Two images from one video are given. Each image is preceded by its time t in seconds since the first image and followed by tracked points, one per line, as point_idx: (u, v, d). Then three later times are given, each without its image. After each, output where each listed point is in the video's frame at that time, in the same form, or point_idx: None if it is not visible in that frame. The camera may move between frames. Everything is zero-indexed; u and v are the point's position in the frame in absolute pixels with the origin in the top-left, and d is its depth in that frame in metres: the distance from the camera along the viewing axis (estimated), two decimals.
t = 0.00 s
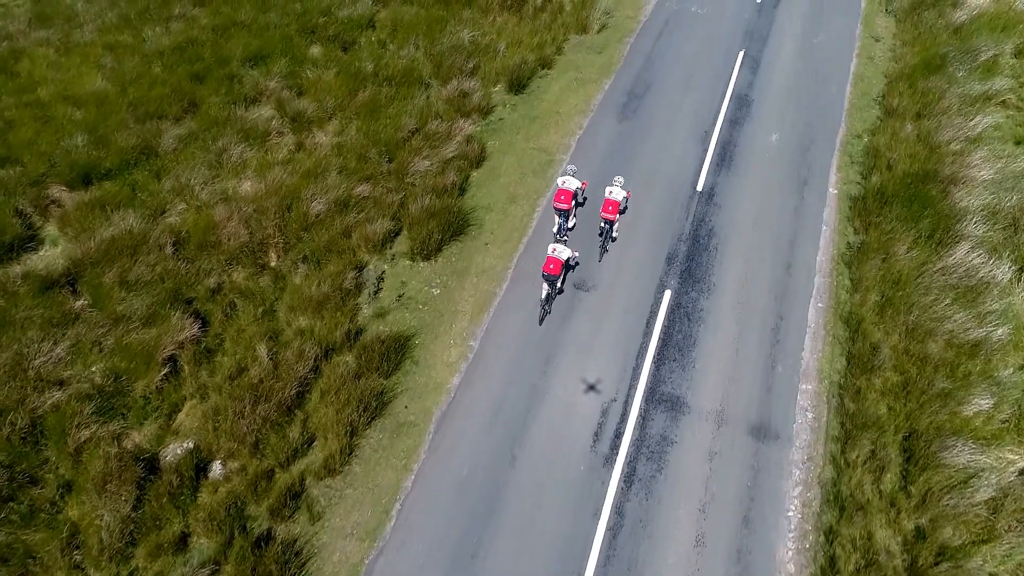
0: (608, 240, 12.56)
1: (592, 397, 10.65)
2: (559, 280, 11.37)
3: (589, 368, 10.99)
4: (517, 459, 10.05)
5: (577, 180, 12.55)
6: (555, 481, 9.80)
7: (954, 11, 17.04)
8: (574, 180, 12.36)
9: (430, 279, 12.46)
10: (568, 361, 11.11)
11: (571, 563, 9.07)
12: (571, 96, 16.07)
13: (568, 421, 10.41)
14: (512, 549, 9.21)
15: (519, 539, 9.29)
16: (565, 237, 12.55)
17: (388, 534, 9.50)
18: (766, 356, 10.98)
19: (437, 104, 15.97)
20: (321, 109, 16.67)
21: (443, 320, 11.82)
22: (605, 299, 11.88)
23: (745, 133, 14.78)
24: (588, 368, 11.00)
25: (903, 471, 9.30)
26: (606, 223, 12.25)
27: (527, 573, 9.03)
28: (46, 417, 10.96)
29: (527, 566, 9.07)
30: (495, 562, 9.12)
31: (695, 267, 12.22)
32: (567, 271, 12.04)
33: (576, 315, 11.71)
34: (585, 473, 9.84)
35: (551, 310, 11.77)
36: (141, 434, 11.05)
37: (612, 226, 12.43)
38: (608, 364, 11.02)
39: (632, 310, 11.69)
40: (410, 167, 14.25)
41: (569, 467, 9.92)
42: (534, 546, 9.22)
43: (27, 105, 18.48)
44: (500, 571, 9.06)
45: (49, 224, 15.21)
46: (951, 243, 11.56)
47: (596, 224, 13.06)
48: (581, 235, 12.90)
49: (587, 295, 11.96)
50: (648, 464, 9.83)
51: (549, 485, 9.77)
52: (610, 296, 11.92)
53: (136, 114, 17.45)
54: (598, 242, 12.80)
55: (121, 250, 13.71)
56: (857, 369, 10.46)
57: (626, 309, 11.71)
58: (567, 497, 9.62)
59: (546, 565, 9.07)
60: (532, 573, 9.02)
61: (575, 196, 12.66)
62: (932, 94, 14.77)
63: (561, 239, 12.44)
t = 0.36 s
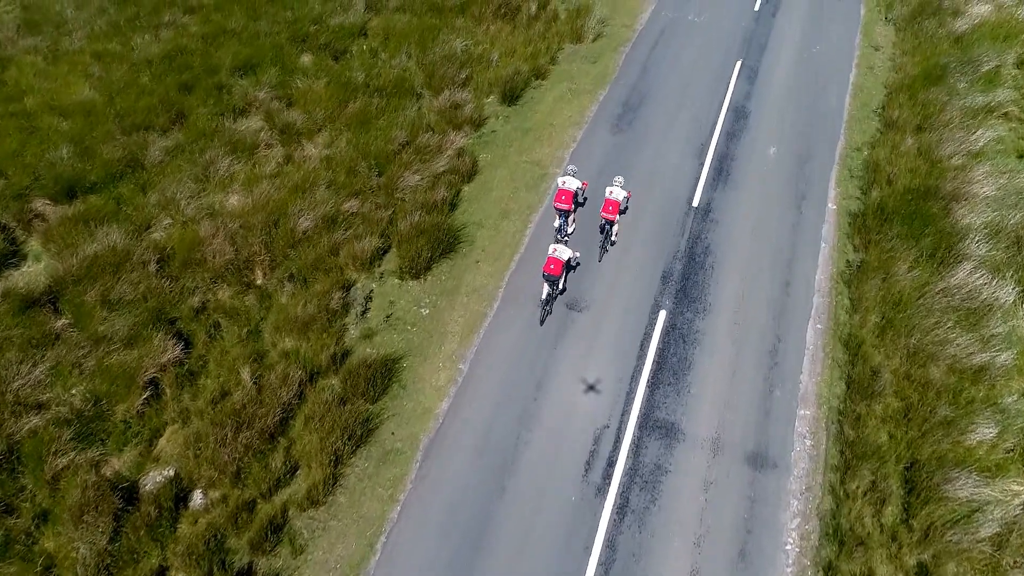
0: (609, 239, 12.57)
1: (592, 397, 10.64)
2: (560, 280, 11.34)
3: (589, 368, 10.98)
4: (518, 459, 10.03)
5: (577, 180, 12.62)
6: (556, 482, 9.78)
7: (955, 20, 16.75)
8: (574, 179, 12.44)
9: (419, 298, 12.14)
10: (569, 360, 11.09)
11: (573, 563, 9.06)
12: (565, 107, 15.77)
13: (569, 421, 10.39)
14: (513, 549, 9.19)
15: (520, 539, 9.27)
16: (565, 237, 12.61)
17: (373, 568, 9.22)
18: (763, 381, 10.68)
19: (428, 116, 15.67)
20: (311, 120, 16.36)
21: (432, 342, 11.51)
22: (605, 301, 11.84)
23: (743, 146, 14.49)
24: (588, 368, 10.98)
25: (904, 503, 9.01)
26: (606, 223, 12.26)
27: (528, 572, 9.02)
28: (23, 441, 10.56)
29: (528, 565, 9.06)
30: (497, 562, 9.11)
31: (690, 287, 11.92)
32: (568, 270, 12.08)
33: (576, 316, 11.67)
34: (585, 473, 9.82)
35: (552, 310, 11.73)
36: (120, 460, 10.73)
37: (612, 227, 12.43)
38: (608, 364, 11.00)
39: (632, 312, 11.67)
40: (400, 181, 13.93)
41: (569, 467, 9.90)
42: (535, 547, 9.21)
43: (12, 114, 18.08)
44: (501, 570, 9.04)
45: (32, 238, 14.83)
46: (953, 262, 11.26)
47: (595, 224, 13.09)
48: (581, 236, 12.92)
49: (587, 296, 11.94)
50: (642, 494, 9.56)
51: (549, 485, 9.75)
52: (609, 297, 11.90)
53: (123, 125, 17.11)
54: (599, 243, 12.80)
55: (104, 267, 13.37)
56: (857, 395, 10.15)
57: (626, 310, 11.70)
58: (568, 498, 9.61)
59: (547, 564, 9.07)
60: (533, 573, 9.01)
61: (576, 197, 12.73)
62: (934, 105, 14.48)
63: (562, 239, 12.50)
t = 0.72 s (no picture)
0: (609, 239, 12.51)
1: (591, 397, 10.64)
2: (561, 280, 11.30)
3: (589, 368, 10.97)
4: (518, 459, 10.02)
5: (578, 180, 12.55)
6: (556, 481, 9.78)
7: (955, 30, 16.44)
8: (575, 179, 12.39)
9: (407, 321, 11.79)
10: (569, 360, 11.08)
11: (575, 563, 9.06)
12: (558, 120, 15.46)
13: (569, 421, 10.39)
14: (514, 548, 9.20)
15: (522, 538, 9.28)
16: (566, 238, 12.67)
17: None
18: (760, 409, 10.36)
19: (418, 130, 15.35)
20: (299, 133, 16.02)
21: (419, 368, 11.17)
22: (605, 303, 11.79)
23: (739, 161, 14.16)
24: (588, 368, 10.97)
25: (906, 541, 8.70)
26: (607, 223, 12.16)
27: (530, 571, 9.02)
28: None
29: (530, 564, 9.07)
30: (498, 560, 9.12)
31: (685, 310, 11.58)
32: (569, 270, 12.06)
33: (576, 316, 11.66)
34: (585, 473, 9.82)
35: (553, 310, 11.71)
36: (96, 492, 10.36)
37: (613, 227, 12.36)
38: (607, 364, 11.00)
39: (634, 313, 11.61)
40: (388, 198, 13.60)
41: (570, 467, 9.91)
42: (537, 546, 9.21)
43: None
44: (503, 570, 9.05)
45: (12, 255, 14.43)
46: (955, 285, 10.93)
47: (596, 224, 13.05)
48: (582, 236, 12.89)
49: (587, 297, 11.90)
50: (634, 529, 9.27)
51: (550, 484, 9.75)
52: (609, 297, 11.87)
53: (108, 137, 16.74)
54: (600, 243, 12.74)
55: (84, 287, 12.97)
56: (857, 425, 9.83)
57: (627, 310, 11.68)
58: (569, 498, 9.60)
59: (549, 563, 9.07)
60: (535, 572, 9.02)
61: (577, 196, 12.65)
62: (935, 119, 14.16)
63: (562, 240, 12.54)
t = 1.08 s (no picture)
0: (610, 239, 12.46)
1: (590, 397, 10.60)
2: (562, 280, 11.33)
3: (589, 368, 10.91)
4: (518, 460, 9.97)
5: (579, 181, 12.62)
6: (556, 482, 9.74)
7: (956, 41, 16.13)
8: (575, 180, 12.46)
9: (394, 344, 11.45)
10: (569, 360, 11.04)
11: (576, 564, 9.02)
12: (551, 134, 15.12)
13: (569, 421, 10.35)
14: (514, 550, 9.16)
15: (522, 539, 9.24)
16: (567, 239, 12.63)
17: None
18: (757, 438, 10.02)
19: (407, 144, 15.04)
20: (286, 147, 15.69)
21: (406, 395, 10.83)
22: (605, 304, 11.73)
23: (736, 176, 13.80)
24: (588, 368, 10.92)
25: None
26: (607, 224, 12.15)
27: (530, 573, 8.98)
28: None
29: (530, 566, 9.03)
30: (498, 561, 9.08)
31: (680, 333, 11.23)
32: (569, 271, 12.04)
33: (577, 316, 11.61)
34: (585, 474, 9.78)
35: (553, 311, 11.69)
36: (71, 525, 10.01)
37: (614, 228, 12.34)
38: (608, 364, 10.94)
39: (634, 315, 11.54)
40: (376, 216, 13.25)
41: (570, 467, 9.86)
42: (537, 547, 9.17)
43: None
44: (503, 570, 9.02)
45: None
46: (958, 309, 10.60)
47: (596, 224, 13.01)
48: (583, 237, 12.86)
49: (587, 298, 11.85)
50: (626, 566, 8.96)
51: (550, 485, 9.71)
52: (610, 298, 11.82)
53: (92, 151, 16.38)
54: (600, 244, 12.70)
55: (63, 307, 12.59)
56: (857, 457, 9.49)
57: (627, 311, 11.62)
58: (570, 500, 9.56)
59: (549, 564, 9.04)
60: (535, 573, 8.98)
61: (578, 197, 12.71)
62: (936, 133, 13.83)
63: (562, 240, 12.51)
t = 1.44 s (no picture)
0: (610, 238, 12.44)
1: (589, 397, 10.59)
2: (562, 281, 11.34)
3: (588, 369, 10.91)
4: (517, 460, 9.98)
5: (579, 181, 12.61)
6: (555, 482, 9.74)
7: (957, 52, 15.82)
8: (575, 180, 12.49)
9: (379, 370, 11.12)
10: (569, 360, 11.05)
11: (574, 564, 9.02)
12: (542, 149, 14.78)
13: (568, 421, 10.34)
14: (513, 549, 9.15)
15: (521, 539, 9.24)
16: (567, 239, 12.64)
17: None
18: (753, 469, 9.70)
19: (396, 159, 14.73)
20: (273, 161, 15.34)
21: (391, 424, 10.49)
22: (605, 305, 11.71)
23: (733, 192, 13.47)
24: (587, 369, 10.92)
25: None
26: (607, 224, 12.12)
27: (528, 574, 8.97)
28: None
29: (529, 566, 9.02)
30: (497, 560, 9.08)
31: (673, 359, 10.91)
32: (569, 271, 12.05)
33: (577, 318, 11.61)
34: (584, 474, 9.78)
35: (555, 312, 11.68)
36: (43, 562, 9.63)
37: (614, 228, 12.33)
38: (607, 365, 10.95)
39: (633, 317, 11.52)
40: (362, 234, 12.91)
41: (569, 467, 9.86)
42: (536, 547, 9.17)
43: None
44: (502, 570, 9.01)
45: None
46: (960, 335, 10.28)
47: (596, 223, 13.02)
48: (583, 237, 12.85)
49: (588, 299, 11.84)
50: None
51: (548, 485, 9.72)
52: (610, 299, 11.80)
53: (75, 165, 15.98)
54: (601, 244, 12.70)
55: (39, 330, 12.18)
56: (857, 491, 9.16)
57: (626, 313, 11.60)
58: (568, 499, 9.55)
59: (547, 564, 9.03)
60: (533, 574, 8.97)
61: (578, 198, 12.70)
62: (937, 148, 13.51)
63: (563, 240, 12.52)
